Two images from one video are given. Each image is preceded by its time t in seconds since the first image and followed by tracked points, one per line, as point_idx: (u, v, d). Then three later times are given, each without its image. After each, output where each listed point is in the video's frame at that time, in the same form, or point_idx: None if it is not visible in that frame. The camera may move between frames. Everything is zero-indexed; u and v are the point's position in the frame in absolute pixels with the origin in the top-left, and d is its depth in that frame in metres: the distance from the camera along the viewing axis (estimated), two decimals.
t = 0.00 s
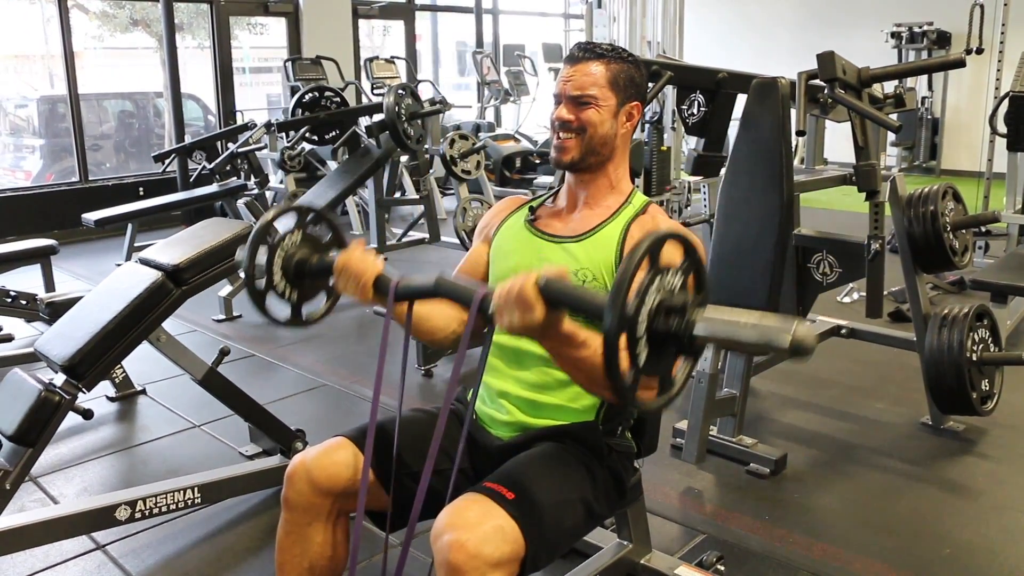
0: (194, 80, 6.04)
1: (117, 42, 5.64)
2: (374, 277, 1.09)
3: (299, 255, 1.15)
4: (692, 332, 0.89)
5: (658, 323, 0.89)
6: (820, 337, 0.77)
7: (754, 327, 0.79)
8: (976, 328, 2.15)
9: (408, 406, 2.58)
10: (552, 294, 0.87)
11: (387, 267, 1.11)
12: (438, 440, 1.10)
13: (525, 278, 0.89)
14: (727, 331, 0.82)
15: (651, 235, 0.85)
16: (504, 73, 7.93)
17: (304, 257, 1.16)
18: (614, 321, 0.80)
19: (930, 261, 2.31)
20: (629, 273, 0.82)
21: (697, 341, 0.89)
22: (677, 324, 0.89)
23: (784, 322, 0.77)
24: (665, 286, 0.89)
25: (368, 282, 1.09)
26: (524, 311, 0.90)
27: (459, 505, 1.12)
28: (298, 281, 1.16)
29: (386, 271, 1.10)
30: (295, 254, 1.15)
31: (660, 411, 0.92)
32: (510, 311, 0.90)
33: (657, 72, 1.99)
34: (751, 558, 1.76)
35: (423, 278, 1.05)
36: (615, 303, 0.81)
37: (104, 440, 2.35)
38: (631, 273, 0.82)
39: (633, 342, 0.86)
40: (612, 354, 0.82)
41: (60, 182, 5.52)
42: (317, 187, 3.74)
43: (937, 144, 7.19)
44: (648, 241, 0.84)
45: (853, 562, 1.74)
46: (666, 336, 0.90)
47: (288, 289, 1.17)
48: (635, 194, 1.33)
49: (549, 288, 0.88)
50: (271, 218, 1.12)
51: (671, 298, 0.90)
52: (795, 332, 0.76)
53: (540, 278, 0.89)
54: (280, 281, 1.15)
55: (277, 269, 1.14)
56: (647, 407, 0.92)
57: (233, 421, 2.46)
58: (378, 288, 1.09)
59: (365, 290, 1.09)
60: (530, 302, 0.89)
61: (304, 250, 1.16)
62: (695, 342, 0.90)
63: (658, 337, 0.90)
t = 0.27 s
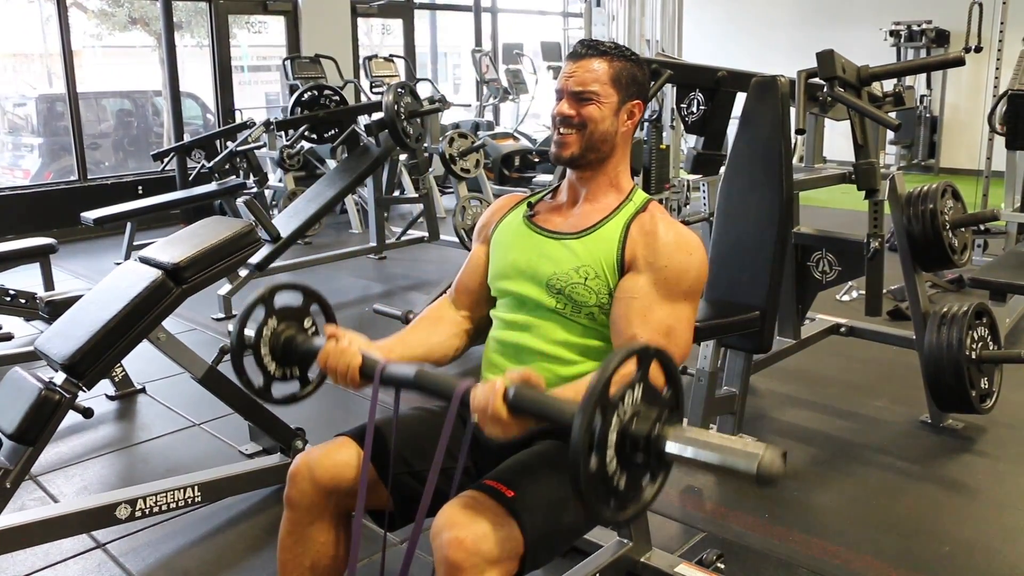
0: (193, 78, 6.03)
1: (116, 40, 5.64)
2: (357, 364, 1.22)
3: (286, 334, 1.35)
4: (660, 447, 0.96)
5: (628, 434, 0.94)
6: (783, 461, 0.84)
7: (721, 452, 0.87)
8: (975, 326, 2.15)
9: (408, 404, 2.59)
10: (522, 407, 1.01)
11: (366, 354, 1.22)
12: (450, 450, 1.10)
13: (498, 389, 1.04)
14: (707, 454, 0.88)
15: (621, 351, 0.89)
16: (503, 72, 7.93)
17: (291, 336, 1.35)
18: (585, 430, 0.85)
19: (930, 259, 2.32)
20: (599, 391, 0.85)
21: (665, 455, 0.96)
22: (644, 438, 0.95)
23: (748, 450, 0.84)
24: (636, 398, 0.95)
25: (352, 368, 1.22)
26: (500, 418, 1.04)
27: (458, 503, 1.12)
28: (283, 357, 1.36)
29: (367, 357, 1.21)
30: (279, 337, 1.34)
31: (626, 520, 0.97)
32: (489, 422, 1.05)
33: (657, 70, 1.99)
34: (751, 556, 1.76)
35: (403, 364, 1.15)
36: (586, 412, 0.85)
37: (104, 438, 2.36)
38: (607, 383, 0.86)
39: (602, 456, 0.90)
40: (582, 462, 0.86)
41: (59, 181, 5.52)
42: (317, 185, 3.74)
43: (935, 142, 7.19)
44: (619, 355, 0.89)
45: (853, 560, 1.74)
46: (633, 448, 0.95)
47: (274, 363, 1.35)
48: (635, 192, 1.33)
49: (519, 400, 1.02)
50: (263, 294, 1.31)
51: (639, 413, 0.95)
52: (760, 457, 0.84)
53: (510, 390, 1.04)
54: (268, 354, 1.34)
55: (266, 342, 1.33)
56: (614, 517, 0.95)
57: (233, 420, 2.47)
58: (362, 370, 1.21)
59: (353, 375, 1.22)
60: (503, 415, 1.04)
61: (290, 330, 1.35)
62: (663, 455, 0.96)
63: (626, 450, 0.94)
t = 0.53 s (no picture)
0: (192, 77, 6.02)
1: (114, 39, 5.63)
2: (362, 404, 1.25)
3: (289, 370, 1.51)
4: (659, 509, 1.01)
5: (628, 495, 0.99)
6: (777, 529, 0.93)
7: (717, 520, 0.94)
8: (975, 325, 2.15)
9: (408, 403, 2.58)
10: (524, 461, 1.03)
11: (370, 394, 1.25)
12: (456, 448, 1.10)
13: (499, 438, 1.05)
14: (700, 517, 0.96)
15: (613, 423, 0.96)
16: (502, 70, 7.92)
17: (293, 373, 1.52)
18: (585, 490, 0.92)
19: (929, 258, 2.31)
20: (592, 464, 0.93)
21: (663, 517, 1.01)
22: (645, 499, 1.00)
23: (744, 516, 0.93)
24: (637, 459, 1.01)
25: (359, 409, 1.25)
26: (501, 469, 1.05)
27: (457, 502, 1.12)
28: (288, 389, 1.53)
29: (370, 397, 1.25)
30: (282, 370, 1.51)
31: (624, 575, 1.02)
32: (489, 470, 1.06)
33: (657, 69, 1.99)
34: (752, 555, 1.76)
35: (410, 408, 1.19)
36: (588, 471, 0.93)
37: (103, 438, 2.35)
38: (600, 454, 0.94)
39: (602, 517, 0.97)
40: (582, 522, 0.93)
41: (57, 179, 5.51)
42: (316, 184, 3.73)
43: (935, 141, 7.18)
44: (618, 420, 0.97)
45: (854, 559, 1.74)
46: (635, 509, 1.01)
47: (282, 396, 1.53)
48: (636, 190, 1.33)
49: (520, 455, 1.04)
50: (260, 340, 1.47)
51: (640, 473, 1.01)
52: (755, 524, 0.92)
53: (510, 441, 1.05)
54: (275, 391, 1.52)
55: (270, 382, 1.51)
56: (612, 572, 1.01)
57: (233, 419, 2.46)
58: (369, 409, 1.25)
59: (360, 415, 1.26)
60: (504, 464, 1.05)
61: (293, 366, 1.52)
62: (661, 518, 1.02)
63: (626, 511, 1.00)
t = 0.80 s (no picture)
0: (190, 76, 6.02)
1: (113, 38, 5.63)
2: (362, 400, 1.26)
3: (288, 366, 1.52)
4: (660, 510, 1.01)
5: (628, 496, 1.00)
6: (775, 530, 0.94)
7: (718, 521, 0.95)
8: (973, 324, 2.15)
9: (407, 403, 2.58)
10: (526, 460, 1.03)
11: (370, 391, 1.27)
12: (457, 450, 1.11)
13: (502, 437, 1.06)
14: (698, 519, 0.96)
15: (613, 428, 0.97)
16: (500, 69, 7.92)
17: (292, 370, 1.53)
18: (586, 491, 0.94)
19: (927, 257, 2.31)
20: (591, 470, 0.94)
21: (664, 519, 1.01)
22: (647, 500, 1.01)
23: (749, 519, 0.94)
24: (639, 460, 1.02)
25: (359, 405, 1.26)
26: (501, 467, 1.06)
27: (457, 501, 1.11)
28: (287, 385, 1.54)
29: (371, 393, 1.26)
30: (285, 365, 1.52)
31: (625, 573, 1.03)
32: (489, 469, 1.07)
33: (656, 68, 1.99)
34: (750, 555, 1.76)
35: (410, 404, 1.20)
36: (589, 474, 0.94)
37: (101, 438, 2.35)
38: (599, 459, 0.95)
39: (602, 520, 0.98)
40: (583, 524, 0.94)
41: (55, 179, 5.51)
42: (314, 183, 3.72)
43: (933, 140, 7.19)
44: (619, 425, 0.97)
45: (853, 558, 1.74)
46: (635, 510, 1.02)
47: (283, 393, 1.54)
48: (635, 190, 1.32)
49: (523, 454, 1.04)
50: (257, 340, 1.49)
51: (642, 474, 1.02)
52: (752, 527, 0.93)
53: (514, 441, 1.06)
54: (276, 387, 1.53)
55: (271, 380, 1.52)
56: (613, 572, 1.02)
57: (231, 419, 2.46)
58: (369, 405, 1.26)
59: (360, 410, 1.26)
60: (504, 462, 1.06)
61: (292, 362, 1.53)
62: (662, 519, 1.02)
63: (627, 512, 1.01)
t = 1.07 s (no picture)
0: (189, 76, 6.01)
1: (111, 38, 5.62)
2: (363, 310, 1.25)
3: (292, 282, 1.29)
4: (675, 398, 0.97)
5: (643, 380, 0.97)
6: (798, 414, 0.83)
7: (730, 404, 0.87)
8: (972, 324, 2.15)
9: (406, 403, 2.58)
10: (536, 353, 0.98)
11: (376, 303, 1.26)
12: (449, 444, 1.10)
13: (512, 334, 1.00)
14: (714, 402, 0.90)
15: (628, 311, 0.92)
16: (499, 69, 7.92)
17: (298, 284, 1.29)
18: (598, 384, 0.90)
19: (926, 257, 2.31)
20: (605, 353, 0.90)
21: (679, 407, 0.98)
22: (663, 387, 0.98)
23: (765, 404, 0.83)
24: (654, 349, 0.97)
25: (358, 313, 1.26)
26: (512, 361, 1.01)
27: (457, 502, 1.12)
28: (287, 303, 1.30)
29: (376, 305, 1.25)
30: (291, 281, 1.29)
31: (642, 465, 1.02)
32: (497, 364, 1.02)
33: (655, 68, 1.99)
34: (749, 554, 1.76)
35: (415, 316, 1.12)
36: (600, 368, 0.90)
37: (100, 437, 2.35)
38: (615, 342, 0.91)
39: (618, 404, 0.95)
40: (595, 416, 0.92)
41: (54, 179, 5.50)
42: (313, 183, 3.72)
43: (932, 139, 7.19)
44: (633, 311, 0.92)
45: (852, 558, 1.74)
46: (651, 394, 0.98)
47: (283, 313, 1.30)
48: (635, 190, 1.32)
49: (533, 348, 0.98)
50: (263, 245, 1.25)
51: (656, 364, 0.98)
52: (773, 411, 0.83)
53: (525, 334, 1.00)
54: (276, 307, 1.29)
55: (271, 296, 1.28)
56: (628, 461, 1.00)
57: (230, 418, 2.46)
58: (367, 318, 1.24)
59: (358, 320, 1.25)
60: (516, 355, 1.00)
61: (297, 278, 1.30)
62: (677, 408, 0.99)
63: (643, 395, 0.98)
